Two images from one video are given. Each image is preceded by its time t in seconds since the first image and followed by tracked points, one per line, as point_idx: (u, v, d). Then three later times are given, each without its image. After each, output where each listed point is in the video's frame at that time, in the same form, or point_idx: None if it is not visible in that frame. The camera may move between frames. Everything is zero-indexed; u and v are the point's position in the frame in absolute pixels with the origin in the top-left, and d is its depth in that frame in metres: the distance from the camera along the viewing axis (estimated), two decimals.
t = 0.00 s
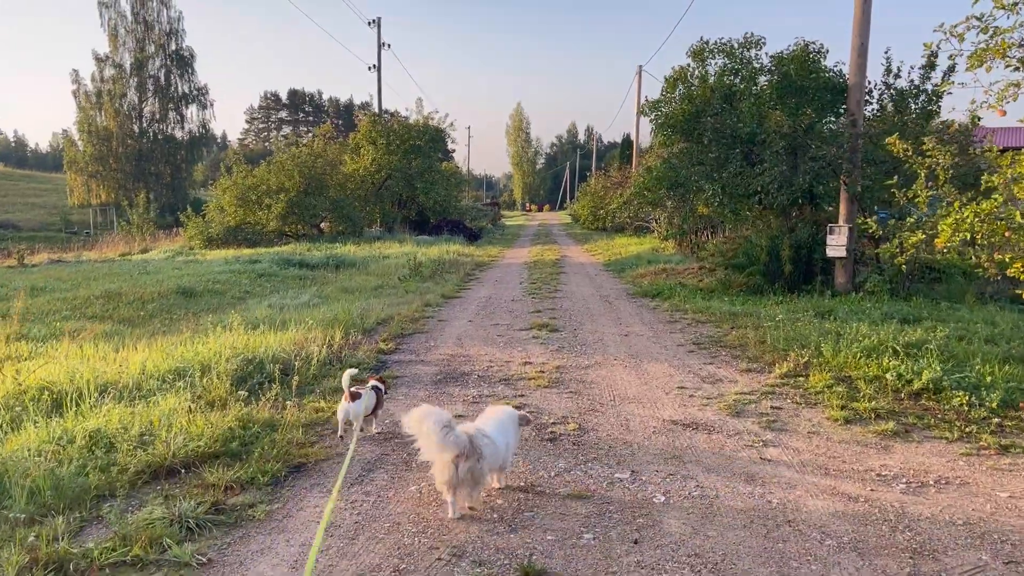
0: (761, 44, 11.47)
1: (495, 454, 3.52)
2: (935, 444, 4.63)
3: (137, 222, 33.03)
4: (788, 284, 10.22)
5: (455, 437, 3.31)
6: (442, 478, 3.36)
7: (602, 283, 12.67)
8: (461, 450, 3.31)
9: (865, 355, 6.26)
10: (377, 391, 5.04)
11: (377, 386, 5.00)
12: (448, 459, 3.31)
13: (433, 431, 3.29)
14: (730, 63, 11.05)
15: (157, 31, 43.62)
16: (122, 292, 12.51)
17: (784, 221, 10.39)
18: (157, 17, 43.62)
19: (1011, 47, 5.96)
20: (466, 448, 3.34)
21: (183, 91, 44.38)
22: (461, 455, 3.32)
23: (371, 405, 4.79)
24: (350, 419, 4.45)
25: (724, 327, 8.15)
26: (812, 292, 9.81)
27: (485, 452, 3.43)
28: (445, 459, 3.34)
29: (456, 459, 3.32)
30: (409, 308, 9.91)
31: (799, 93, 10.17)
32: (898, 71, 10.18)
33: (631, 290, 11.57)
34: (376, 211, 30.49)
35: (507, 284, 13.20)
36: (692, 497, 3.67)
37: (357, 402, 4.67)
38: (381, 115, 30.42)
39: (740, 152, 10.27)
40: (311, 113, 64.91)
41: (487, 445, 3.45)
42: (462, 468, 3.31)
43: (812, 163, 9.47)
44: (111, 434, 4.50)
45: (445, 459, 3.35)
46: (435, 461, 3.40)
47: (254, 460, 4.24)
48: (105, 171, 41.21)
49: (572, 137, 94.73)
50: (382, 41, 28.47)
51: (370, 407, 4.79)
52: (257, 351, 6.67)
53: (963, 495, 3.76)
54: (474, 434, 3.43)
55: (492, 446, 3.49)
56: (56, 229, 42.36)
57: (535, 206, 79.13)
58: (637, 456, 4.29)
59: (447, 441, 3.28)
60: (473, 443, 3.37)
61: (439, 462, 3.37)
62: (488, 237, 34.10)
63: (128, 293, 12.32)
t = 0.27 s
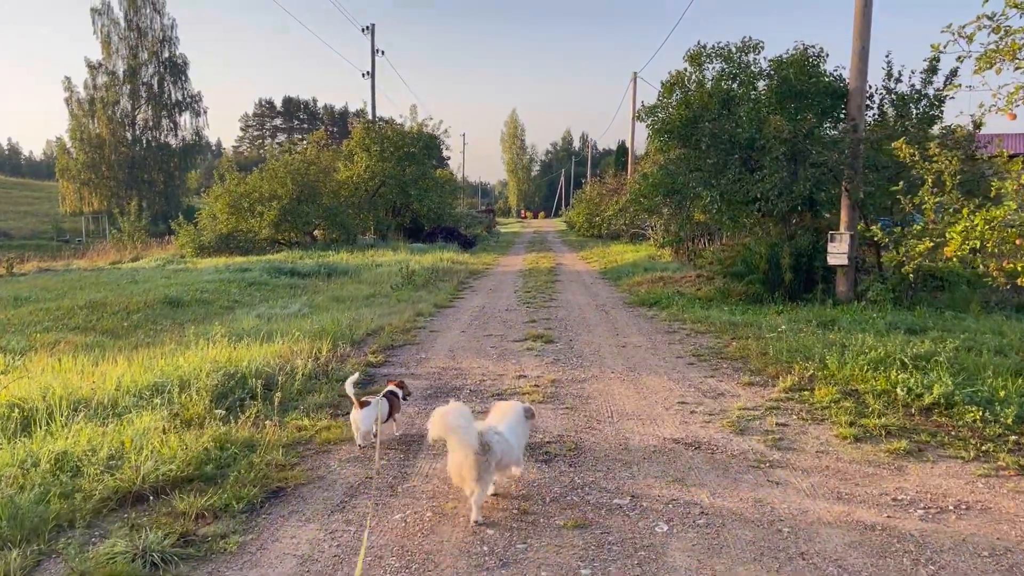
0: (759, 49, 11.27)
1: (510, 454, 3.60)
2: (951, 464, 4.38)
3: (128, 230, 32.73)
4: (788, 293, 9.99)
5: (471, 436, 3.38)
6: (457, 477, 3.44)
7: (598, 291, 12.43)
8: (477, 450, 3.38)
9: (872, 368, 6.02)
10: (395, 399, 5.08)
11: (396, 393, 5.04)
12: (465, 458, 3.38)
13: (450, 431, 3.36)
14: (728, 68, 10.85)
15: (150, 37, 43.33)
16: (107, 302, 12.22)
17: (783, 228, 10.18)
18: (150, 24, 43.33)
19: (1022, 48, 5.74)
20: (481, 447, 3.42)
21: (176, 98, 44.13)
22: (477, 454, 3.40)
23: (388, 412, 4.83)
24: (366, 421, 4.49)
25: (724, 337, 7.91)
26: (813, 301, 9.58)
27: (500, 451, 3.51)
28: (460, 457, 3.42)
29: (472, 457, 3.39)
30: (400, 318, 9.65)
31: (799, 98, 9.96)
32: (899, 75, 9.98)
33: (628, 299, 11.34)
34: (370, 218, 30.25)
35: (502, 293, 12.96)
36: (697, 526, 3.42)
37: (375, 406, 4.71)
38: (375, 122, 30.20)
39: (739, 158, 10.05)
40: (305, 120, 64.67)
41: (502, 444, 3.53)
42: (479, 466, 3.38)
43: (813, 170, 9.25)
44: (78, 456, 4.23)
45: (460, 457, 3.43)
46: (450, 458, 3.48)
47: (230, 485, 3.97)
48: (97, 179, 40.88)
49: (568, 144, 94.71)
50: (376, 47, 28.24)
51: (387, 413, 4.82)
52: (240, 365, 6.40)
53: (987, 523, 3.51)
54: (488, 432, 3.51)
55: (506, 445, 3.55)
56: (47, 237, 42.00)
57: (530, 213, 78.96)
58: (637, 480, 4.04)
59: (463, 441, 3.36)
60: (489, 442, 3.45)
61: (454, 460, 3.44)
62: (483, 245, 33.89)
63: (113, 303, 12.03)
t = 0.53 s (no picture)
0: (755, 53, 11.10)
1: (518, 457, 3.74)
2: (965, 485, 4.17)
3: (117, 237, 32.41)
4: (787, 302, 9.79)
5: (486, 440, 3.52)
6: (470, 480, 3.55)
7: (593, 300, 12.22)
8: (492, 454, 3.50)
9: (877, 381, 5.82)
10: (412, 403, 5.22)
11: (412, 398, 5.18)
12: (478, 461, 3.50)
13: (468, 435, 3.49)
14: (724, 73, 10.67)
15: (141, 43, 43.03)
16: (91, 312, 11.95)
17: (781, 235, 9.98)
18: (141, 30, 43.04)
19: None
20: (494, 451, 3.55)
21: (168, 104, 43.86)
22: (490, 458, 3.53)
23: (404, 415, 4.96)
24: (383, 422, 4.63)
25: (723, 348, 7.70)
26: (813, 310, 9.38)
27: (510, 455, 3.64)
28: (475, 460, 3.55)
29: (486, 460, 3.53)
30: (390, 328, 9.42)
31: (797, 103, 9.78)
32: (898, 79, 9.81)
33: (623, 308, 11.12)
34: (362, 224, 30.01)
35: (495, 301, 12.72)
36: (701, 557, 3.19)
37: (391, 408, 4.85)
38: (367, 128, 29.99)
39: (736, 164, 9.86)
40: (298, 127, 64.40)
41: (514, 448, 3.67)
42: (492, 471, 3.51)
43: (812, 176, 9.05)
44: (43, 481, 3.98)
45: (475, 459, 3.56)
46: (463, 461, 3.62)
47: (204, 513, 3.73)
48: (87, 185, 40.53)
49: (561, 150, 94.63)
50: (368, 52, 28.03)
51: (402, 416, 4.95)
52: (221, 379, 6.15)
53: (1008, 551, 3.30)
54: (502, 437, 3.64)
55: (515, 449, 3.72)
56: (36, 244, 41.62)
57: (523, 219, 78.77)
58: (637, 504, 3.81)
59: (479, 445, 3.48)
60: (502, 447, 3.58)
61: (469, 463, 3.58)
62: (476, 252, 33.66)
63: (97, 313, 11.76)
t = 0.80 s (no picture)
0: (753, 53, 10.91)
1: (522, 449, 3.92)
2: (986, 500, 3.94)
3: (107, 242, 32.07)
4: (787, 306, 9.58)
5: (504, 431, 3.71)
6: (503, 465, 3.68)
7: (589, 304, 11.99)
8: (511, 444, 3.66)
9: (886, 389, 5.60)
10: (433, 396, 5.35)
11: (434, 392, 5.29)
12: (500, 455, 3.64)
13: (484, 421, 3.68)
14: (721, 73, 10.48)
15: (132, 47, 42.70)
16: (76, 318, 11.66)
17: (781, 239, 9.79)
18: (131, 33, 42.70)
19: None
20: (513, 448, 3.66)
21: (158, 108, 43.53)
22: (510, 455, 3.66)
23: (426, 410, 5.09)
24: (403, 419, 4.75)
25: (724, 354, 7.48)
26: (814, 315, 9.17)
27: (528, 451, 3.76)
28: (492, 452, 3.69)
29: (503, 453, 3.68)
30: (382, 335, 9.17)
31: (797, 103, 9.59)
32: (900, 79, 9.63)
33: (620, 313, 10.89)
34: (354, 229, 29.74)
35: (488, 306, 12.49)
36: None
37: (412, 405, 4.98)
38: (359, 132, 29.75)
39: (735, 165, 9.65)
40: (290, 131, 64.08)
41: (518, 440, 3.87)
42: (513, 468, 3.62)
43: (814, 177, 8.86)
44: (6, 500, 3.72)
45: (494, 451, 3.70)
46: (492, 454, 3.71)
47: (178, 535, 3.48)
48: (76, 190, 40.15)
49: (554, 154, 94.52)
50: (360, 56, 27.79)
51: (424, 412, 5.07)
52: (204, 389, 5.89)
53: None
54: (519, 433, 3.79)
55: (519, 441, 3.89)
56: (25, 250, 41.21)
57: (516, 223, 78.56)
58: (641, 523, 3.58)
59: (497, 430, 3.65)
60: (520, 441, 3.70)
61: (484, 458, 3.74)
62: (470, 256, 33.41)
63: (81, 319, 11.47)
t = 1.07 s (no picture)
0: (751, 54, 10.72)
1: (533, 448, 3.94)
2: (1009, 521, 3.72)
3: (96, 246, 31.72)
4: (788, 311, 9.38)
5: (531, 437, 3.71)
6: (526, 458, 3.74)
7: (584, 310, 11.77)
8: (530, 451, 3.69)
9: (896, 400, 5.38)
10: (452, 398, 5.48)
11: (452, 394, 5.43)
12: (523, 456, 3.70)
13: (509, 434, 3.65)
14: (719, 74, 10.29)
15: (122, 49, 42.34)
16: (60, 325, 11.39)
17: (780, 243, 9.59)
18: (121, 36, 42.36)
19: None
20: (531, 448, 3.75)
21: (149, 111, 43.18)
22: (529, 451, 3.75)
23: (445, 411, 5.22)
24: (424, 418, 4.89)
25: (725, 362, 7.28)
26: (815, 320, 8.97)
27: (547, 457, 3.82)
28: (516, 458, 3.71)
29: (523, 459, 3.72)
30: (373, 342, 8.93)
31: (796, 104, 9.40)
32: (901, 80, 9.45)
33: (616, 318, 10.68)
34: (346, 232, 29.47)
35: (482, 311, 12.26)
36: None
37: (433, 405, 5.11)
38: (351, 135, 29.50)
39: (733, 168, 9.45)
40: (282, 134, 63.76)
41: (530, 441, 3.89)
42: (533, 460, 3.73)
43: (815, 180, 8.67)
44: None
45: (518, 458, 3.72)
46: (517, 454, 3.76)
47: (150, 567, 3.24)
48: (66, 193, 39.76)
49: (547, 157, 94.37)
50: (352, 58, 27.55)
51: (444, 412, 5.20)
52: (186, 402, 5.64)
53: None
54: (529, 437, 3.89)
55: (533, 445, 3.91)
56: (14, 254, 40.80)
57: (510, 225, 78.37)
58: (646, 550, 3.35)
59: (527, 443, 3.62)
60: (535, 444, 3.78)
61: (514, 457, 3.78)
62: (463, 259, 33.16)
63: (65, 326, 11.20)
